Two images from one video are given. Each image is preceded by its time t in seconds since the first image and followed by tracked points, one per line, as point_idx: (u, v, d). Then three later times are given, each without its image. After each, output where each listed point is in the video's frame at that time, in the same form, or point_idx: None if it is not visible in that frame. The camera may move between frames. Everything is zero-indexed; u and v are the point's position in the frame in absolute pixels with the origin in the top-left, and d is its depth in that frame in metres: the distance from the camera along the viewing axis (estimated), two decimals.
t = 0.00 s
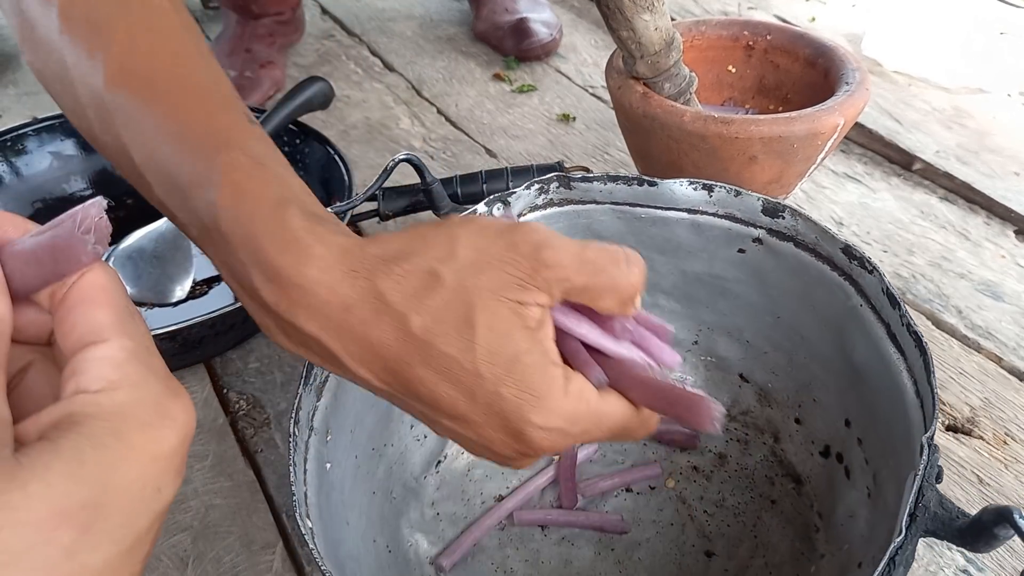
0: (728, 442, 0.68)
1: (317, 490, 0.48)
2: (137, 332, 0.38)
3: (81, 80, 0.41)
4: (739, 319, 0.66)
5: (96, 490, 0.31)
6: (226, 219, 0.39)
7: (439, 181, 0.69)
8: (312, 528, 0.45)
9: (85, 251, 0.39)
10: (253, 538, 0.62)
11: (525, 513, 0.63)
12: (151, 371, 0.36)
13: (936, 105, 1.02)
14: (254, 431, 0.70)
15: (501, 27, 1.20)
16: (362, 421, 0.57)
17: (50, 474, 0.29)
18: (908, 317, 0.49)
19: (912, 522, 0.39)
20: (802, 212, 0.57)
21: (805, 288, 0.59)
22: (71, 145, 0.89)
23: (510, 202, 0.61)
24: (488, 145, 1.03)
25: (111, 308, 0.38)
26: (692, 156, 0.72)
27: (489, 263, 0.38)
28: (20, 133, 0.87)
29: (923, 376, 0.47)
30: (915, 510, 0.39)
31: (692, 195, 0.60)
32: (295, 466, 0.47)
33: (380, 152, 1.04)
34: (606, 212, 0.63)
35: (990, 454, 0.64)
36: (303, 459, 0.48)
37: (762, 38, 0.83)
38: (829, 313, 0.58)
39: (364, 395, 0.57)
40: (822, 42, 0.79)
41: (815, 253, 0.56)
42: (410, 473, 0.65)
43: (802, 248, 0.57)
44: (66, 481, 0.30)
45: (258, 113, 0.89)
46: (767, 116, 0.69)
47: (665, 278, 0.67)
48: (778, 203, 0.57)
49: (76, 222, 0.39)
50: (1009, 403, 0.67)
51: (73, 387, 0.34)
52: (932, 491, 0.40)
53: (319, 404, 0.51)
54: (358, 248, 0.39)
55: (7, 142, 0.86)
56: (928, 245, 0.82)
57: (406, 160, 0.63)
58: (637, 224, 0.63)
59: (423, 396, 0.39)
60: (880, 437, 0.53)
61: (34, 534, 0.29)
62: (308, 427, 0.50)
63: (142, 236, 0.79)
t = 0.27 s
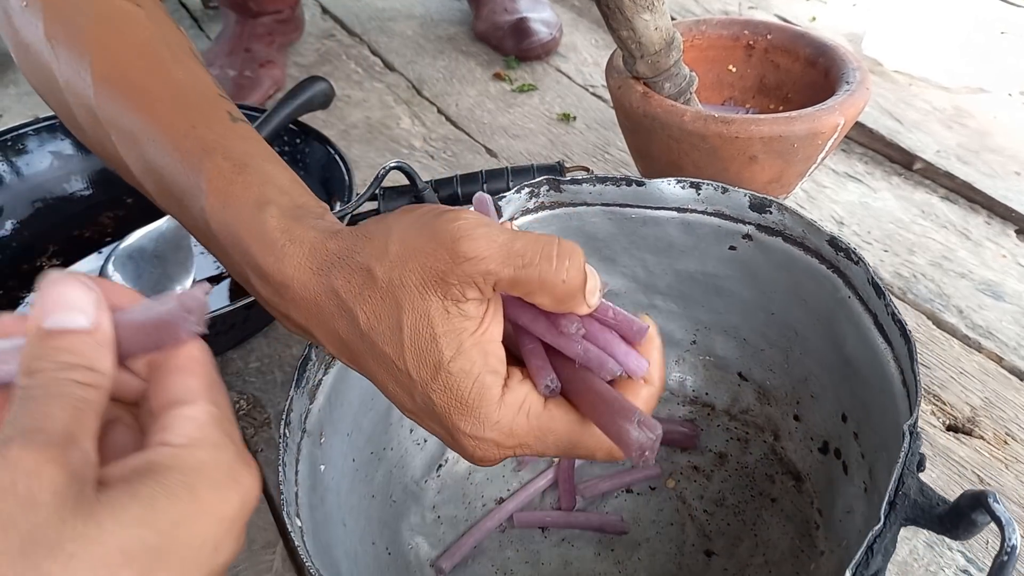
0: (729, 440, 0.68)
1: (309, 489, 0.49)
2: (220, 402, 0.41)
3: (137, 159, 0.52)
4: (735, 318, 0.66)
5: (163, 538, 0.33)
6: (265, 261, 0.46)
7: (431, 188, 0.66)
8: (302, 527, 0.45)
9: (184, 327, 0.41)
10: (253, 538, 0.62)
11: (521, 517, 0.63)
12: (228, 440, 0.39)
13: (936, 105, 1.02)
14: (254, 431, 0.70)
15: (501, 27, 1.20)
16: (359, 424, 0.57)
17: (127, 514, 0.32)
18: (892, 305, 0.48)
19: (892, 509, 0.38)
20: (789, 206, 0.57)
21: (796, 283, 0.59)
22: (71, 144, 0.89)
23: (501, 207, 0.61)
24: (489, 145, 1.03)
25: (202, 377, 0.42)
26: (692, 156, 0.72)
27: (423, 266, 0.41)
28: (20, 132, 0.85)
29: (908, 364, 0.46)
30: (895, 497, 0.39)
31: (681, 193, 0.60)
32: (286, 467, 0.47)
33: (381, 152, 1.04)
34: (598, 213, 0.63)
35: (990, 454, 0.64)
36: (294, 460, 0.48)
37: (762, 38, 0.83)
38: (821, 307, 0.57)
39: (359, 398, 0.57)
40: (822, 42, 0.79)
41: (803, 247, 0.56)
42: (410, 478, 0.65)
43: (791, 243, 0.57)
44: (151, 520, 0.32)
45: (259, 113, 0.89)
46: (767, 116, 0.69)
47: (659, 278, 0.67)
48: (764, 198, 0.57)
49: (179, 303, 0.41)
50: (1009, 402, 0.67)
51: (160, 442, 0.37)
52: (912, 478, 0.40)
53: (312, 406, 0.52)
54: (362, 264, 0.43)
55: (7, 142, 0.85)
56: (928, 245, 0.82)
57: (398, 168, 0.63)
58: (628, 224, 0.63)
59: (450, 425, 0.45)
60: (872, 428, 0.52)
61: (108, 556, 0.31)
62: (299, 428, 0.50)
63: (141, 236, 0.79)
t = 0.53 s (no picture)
0: (731, 442, 0.67)
1: (307, 485, 0.48)
2: (243, 417, 0.44)
3: (146, 95, 0.48)
4: (737, 320, 0.66)
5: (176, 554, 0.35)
6: (284, 168, 0.43)
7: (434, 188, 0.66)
8: (300, 521, 0.45)
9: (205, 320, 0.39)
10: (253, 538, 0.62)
11: (521, 515, 0.63)
12: (250, 458, 0.41)
13: (938, 105, 1.02)
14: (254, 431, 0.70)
15: (502, 26, 1.20)
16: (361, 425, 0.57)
17: (133, 530, 0.34)
18: (894, 307, 0.48)
19: (888, 510, 0.38)
20: (791, 207, 0.57)
21: (797, 284, 0.59)
22: (71, 145, 0.89)
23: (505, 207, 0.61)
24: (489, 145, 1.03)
25: (228, 390, 0.45)
26: (693, 156, 0.72)
27: (443, 144, 0.37)
28: (19, 132, 0.86)
29: (909, 366, 0.46)
30: (893, 497, 0.39)
31: (683, 193, 0.60)
32: (285, 463, 0.47)
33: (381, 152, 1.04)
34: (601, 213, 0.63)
35: (991, 454, 0.63)
36: (294, 457, 0.48)
37: (763, 38, 0.83)
38: (823, 309, 0.57)
39: (360, 397, 0.57)
40: (823, 42, 0.79)
41: (806, 248, 0.56)
42: (412, 477, 0.65)
43: (793, 244, 0.57)
44: (164, 535, 0.35)
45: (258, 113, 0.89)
46: (768, 116, 0.69)
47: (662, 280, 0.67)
48: (768, 199, 0.57)
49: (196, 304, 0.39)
50: (1010, 403, 0.67)
51: (183, 456, 0.40)
52: (911, 479, 0.40)
53: (313, 404, 0.52)
54: (384, 151, 0.40)
55: (7, 142, 0.85)
56: (929, 245, 0.82)
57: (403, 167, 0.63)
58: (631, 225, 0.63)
59: (468, 314, 0.42)
60: (874, 429, 0.52)
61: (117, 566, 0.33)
62: (300, 425, 0.50)
63: (142, 236, 0.78)
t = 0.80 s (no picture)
0: (730, 442, 0.68)
1: (309, 485, 0.49)
2: (211, 375, 0.43)
3: None
4: (737, 319, 0.67)
5: (126, 516, 0.32)
6: None
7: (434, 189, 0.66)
8: (302, 520, 0.45)
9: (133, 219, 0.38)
10: (255, 537, 0.62)
11: (521, 515, 0.64)
12: (210, 427, 0.39)
13: (937, 105, 1.02)
14: (256, 430, 0.70)
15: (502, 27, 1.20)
16: (362, 423, 0.58)
17: (68, 489, 0.30)
18: (893, 308, 0.48)
19: (888, 508, 0.39)
20: (791, 209, 0.57)
21: (796, 285, 0.59)
22: (72, 145, 0.90)
23: (505, 207, 0.61)
24: (490, 146, 1.03)
25: (194, 353, 0.43)
26: (692, 157, 0.72)
27: None
28: (21, 133, 0.86)
29: (908, 366, 0.46)
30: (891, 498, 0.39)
31: (683, 195, 0.60)
32: (287, 462, 0.47)
33: (382, 152, 1.04)
34: (601, 214, 0.63)
35: (991, 454, 0.64)
36: (296, 456, 0.49)
37: (762, 38, 0.83)
38: (822, 309, 0.58)
39: (361, 397, 0.58)
40: (822, 42, 0.79)
41: (805, 249, 0.56)
42: (413, 476, 0.65)
43: (792, 244, 0.57)
44: (114, 492, 0.32)
45: (260, 113, 0.89)
46: (767, 117, 0.69)
47: (662, 280, 0.68)
48: (767, 201, 0.57)
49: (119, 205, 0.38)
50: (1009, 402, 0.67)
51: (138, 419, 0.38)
52: (910, 478, 0.39)
53: (315, 403, 0.52)
54: None
55: (8, 142, 0.85)
56: (928, 245, 0.82)
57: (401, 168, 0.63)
58: (631, 226, 0.63)
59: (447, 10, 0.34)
60: (873, 430, 0.52)
61: (64, 517, 0.30)
62: (302, 424, 0.50)
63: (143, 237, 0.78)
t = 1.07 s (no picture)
0: (731, 440, 0.68)
1: (310, 484, 0.49)
2: (189, 385, 0.36)
3: None
4: (736, 318, 0.67)
5: (87, 524, 0.27)
6: None
7: (433, 188, 0.67)
8: (302, 519, 0.45)
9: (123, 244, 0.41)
10: (256, 536, 0.62)
11: (522, 513, 0.64)
12: (182, 425, 0.34)
13: (937, 105, 1.02)
14: (256, 429, 0.70)
15: (503, 27, 1.20)
16: (361, 422, 0.57)
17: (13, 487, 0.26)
18: (892, 306, 0.48)
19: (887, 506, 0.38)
20: (790, 207, 0.57)
21: (795, 283, 0.59)
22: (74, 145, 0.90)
23: (505, 205, 0.61)
24: (490, 146, 1.03)
25: (177, 358, 0.37)
26: (692, 156, 0.72)
27: None
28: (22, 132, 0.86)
29: (907, 365, 0.46)
30: (889, 495, 0.38)
31: (682, 193, 0.60)
32: (287, 461, 0.47)
33: (383, 152, 1.04)
34: (601, 213, 0.63)
35: (990, 453, 0.64)
36: (296, 455, 0.49)
37: (763, 39, 0.83)
38: (822, 308, 0.58)
39: (361, 395, 0.58)
40: (822, 43, 0.79)
41: (804, 247, 0.56)
42: (413, 475, 0.65)
43: (792, 243, 0.57)
44: (73, 498, 0.27)
45: (261, 113, 0.89)
46: (767, 116, 0.70)
47: (662, 278, 0.68)
48: (766, 198, 0.57)
49: (95, 233, 0.41)
50: (1010, 402, 0.67)
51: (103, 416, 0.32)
52: (909, 476, 0.39)
53: (314, 402, 0.52)
54: None
55: (9, 141, 0.85)
56: (928, 245, 0.83)
57: (402, 168, 0.63)
58: (630, 225, 0.64)
59: None
60: (873, 429, 0.52)
61: (7, 536, 0.25)
62: (302, 424, 0.50)
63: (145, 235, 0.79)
